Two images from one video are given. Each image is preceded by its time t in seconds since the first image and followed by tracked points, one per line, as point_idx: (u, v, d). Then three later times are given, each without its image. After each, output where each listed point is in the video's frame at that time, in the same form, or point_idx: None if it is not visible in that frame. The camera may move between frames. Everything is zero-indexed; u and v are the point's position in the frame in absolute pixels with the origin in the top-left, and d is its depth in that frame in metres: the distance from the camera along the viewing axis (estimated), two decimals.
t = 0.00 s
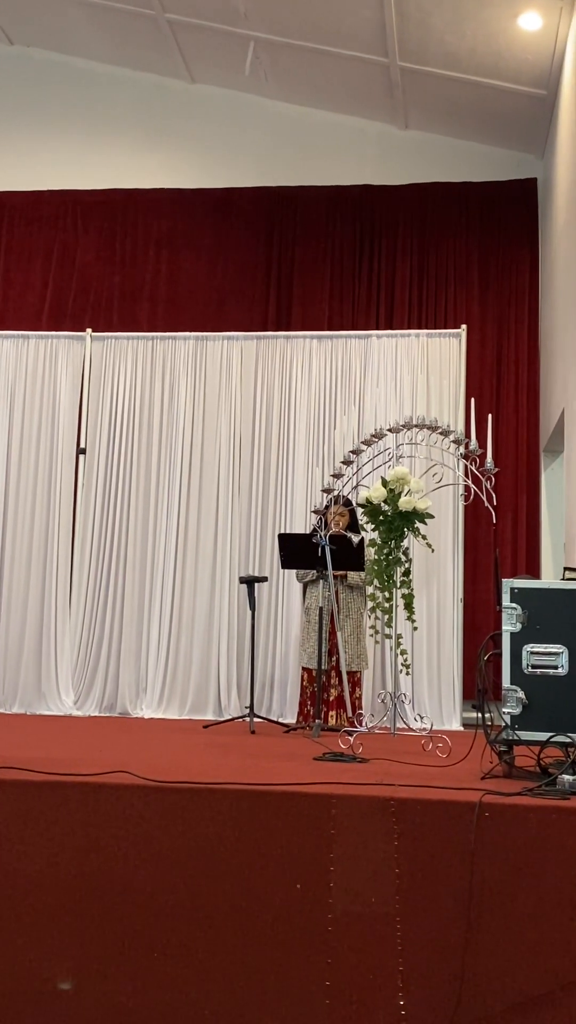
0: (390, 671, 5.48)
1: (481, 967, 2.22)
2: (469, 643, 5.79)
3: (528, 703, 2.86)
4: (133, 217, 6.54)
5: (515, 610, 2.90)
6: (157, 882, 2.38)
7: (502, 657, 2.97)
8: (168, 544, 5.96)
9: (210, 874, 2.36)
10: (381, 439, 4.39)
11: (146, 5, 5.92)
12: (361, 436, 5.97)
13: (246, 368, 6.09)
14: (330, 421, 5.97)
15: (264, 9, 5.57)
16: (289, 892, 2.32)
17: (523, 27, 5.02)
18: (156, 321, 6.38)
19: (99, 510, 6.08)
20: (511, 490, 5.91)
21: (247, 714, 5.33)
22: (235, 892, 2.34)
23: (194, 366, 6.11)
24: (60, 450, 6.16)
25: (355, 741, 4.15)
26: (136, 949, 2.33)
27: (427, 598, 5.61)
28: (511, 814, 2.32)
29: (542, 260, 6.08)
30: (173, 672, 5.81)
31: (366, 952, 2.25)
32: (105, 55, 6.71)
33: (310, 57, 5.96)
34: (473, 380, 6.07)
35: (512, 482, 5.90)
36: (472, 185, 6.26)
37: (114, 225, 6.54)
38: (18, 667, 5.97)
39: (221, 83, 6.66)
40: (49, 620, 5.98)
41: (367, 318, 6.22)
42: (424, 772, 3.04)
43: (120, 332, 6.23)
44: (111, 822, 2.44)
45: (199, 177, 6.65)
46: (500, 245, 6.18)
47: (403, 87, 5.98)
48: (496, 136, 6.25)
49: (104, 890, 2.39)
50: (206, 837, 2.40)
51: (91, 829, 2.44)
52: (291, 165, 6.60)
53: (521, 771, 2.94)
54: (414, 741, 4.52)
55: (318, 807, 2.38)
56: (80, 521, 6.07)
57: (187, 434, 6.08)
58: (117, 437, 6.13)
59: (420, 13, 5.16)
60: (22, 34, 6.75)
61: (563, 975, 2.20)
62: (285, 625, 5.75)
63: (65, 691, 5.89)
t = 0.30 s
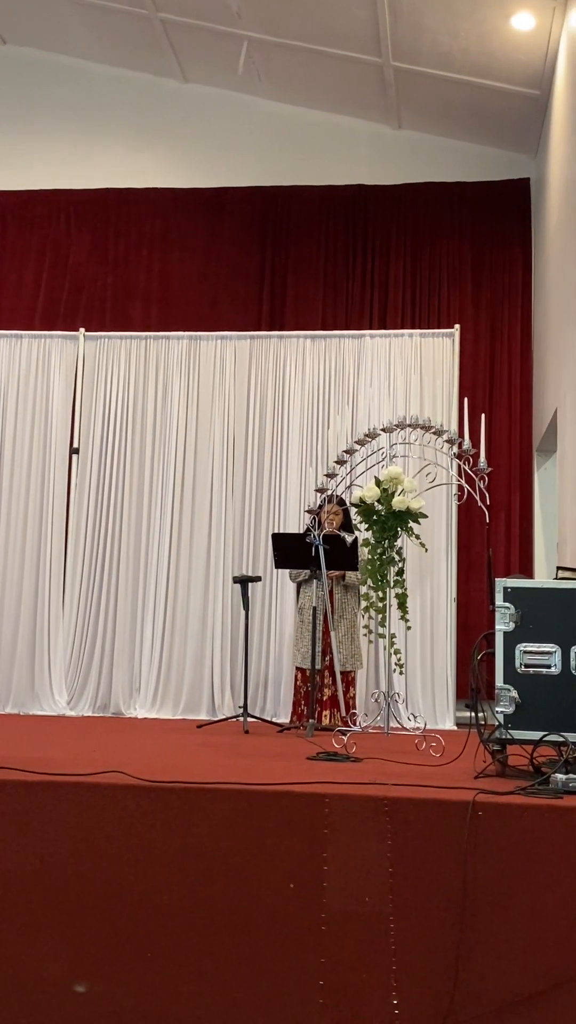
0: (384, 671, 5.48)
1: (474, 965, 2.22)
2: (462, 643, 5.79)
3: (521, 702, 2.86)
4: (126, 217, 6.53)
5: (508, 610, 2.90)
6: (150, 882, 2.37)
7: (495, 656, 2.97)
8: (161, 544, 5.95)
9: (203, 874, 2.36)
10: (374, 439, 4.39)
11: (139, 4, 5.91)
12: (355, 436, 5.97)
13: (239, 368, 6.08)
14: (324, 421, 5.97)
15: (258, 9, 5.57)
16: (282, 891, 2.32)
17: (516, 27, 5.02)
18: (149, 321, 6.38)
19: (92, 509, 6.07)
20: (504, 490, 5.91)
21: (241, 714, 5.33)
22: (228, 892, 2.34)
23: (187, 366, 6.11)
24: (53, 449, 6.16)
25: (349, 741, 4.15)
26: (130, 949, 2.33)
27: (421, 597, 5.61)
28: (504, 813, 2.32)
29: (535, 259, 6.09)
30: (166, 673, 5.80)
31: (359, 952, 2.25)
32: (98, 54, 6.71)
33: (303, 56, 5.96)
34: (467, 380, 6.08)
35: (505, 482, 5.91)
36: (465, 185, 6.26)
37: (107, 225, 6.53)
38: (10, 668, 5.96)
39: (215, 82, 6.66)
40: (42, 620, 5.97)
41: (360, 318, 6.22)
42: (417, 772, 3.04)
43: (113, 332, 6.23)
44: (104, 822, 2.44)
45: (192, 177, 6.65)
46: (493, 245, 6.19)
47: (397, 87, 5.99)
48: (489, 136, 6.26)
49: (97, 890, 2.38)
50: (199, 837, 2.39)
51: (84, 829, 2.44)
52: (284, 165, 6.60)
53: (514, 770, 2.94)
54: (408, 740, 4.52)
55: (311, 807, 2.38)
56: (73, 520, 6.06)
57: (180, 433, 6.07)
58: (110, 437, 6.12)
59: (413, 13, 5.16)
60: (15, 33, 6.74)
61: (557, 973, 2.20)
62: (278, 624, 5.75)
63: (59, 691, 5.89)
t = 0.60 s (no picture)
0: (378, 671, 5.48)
1: (468, 965, 2.22)
2: (456, 643, 5.79)
3: (514, 701, 2.86)
4: (120, 217, 6.53)
5: (502, 610, 2.90)
6: (144, 882, 2.37)
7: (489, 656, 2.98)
8: (155, 544, 5.94)
9: (197, 875, 2.35)
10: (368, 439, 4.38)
11: (132, 4, 5.91)
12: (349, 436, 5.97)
13: (233, 367, 6.08)
14: (317, 421, 5.97)
15: (251, 10, 5.57)
16: (276, 891, 2.31)
17: (509, 27, 5.03)
18: (143, 321, 6.37)
19: (86, 509, 6.06)
20: (497, 489, 5.92)
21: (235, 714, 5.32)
22: (222, 892, 2.33)
23: (181, 366, 6.10)
24: (46, 449, 6.15)
25: (343, 741, 4.15)
26: (124, 950, 2.33)
27: (415, 597, 5.62)
28: (498, 813, 2.31)
29: (529, 259, 6.10)
30: (160, 673, 5.79)
31: (353, 951, 2.24)
32: (91, 54, 6.70)
33: (297, 57, 5.96)
34: (460, 380, 6.08)
35: (499, 481, 5.91)
36: (459, 185, 6.27)
37: (100, 225, 6.53)
38: (4, 668, 5.96)
39: (208, 82, 6.66)
40: (36, 620, 5.97)
41: (354, 318, 6.22)
42: (411, 771, 3.04)
43: (107, 332, 6.22)
44: (97, 822, 2.43)
45: (186, 176, 6.64)
46: (487, 244, 6.20)
47: (390, 88, 5.99)
48: (482, 137, 6.27)
49: (90, 890, 2.38)
50: (193, 837, 2.38)
51: (77, 830, 2.43)
52: (278, 165, 6.60)
53: (508, 769, 2.94)
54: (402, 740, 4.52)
55: (306, 807, 2.37)
56: (67, 521, 6.05)
57: (174, 433, 6.07)
58: (104, 437, 6.12)
59: (407, 13, 5.16)
60: (8, 33, 6.74)
61: (551, 974, 2.20)
62: (272, 624, 5.74)
63: (52, 691, 5.87)
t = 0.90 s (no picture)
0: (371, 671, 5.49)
1: (463, 965, 2.21)
2: (450, 642, 5.80)
3: (508, 701, 2.86)
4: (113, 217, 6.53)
5: (495, 610, 2.90)
6: (138, 883, 2.35)
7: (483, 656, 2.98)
8: (149, 544, 5.94)
9: (190, 875, 2.35)
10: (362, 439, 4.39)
11: (125, 5, 5.91)
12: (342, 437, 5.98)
13: (226, 368, 6.08)
14: (311, 421, 5.97)
15: (244, 10, 5.57)
16: (271, 892, 2.30)
17: (502, 28, 5.04)
18: (136, 322, 6.37)
19: (79, 510, 6.06)
20: (491, 489, 5.93)
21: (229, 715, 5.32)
22: (216, 893, 2.32)
23: (174, 367, 6.10)
24: (39, 450, 6.15)
25: (336, 741, 4.15)
26: (118, 951, 2.31)
27: (408, 597, 5.62)
28: (492, 813, 2.31)
29: (521, 260, 6.12)
30: (154, 674, 5.79)
31: (347, 951, 2.23)
32: (83, 54, 6.70)
33: (290, 57, 5.97)
34: (454, 380, 6.09)
35: (492, 481, 5.93)
36: (452, 185, 6.28)
37: (93, 225, 6.53)
38: None
39: (201, 82, 6.66)
40: (29, 621, 5.96)
41: (347, 319, 6.23)
42: (405, 772, 3.04)
43: (100, 333, 6.21)
44: (92, 823, 2.42)
45: (179, 177, 6.64)
46: (480, 245, 6.21)
47: (384, 88, 6.00)
48: (475, 137, 6.28)
49: (85, 891, 2.37)
50: (187, 838, 2.38)
51: (70, 830, 2.42)
52: (271, 166, 6.60)
53: (501, 770, 2.94)
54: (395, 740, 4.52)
55: (300, 807, 2.36)
56: (60, 521, 6.04)
57: (167, 433, 6.06)
58: (97, 437, 6.11)
59: (400, 14, 5.17)
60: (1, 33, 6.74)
61: (545, 973, 2.19)
62: (266, 625, 5.75)
63: (46, 692, 5.87)
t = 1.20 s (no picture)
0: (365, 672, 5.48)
1: (459, 966, 2.17)
2: (443, 643, 5.80)
3: (501, 702, 2.87)
4: (106, 218, 6.52)
5: (489, 610, 2.90)
6: (130, 885, 2.31)
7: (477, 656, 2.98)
8: (142, 545, 5.93)
9: (182, 877, 2.30)
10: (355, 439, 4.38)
11: (118, 5, 5.91)
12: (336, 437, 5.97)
13: (220, 369, 6.07)
14: (304, 423, 5.96)
15: (236, 10, 5.57)
16: (265, 893, 2.26)
17: (495, 30, 5.05)
18: (129, 323, 6.36)
19: (72, 512, 6.05)
20: (484, 490, 5.94)
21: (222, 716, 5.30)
22: (209, 894, 2.28)
23: (168, 368, 6.09)
24: (32, 451, 6.14)
25: (331, 742, 4.14)
26: (109, 955, 2.27)
27: (402, 598, 5.62)
28: (487, 812, 2.27)
29: (514, 261, 6.13)
30: (148, 675, 5.78)
31: (340, 953, 2.19)
32: (75, 55, 6.69)
33: (282, 58, 5.97)
34: (447, 382, 6.10)
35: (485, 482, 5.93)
36: (445, 187, 6.29)
37: (86, 226, 6.52)
38: None
39: (193, 83, 6.66)
40: (22, 623, 5.95)
41: (340, 321, 6.22)
42: (399, 772, 3.02)
43: (93, 335, 6.21)
44: (83, 824, 2.37)
45: (172, 178, 6.64)
46: (473, 246, 6.22)
47: (377, 88, 5.99)
48: (468, 138, 6.28)
49: (76, 893, 2.32)
50: (179, 839, 2.33)
51: (60, 832, 2.37)
52: (263, 167, 6.60)
53: (495, 770, 2.94)
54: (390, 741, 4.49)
55: (294, 807, 2.32)
56: (53, 523, 6.04)
57: (160, 435, 6.05)
58: (90, 438, 6.11)
59: (393, 13, 5.16)
60: None
61: (542, 974, 2.16)
62: (260, 626, 5.74)
63: (39, 694, 5.86)
